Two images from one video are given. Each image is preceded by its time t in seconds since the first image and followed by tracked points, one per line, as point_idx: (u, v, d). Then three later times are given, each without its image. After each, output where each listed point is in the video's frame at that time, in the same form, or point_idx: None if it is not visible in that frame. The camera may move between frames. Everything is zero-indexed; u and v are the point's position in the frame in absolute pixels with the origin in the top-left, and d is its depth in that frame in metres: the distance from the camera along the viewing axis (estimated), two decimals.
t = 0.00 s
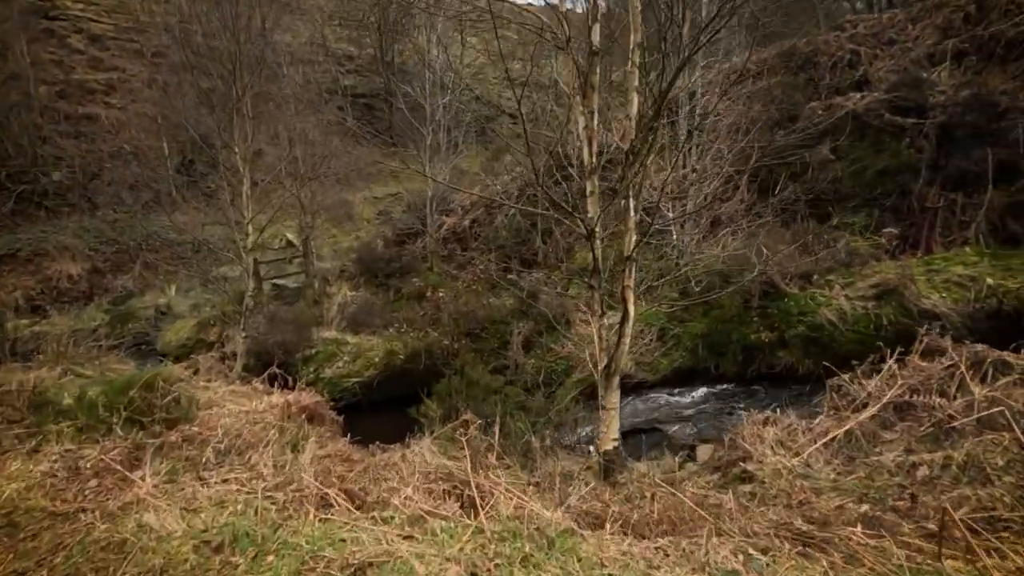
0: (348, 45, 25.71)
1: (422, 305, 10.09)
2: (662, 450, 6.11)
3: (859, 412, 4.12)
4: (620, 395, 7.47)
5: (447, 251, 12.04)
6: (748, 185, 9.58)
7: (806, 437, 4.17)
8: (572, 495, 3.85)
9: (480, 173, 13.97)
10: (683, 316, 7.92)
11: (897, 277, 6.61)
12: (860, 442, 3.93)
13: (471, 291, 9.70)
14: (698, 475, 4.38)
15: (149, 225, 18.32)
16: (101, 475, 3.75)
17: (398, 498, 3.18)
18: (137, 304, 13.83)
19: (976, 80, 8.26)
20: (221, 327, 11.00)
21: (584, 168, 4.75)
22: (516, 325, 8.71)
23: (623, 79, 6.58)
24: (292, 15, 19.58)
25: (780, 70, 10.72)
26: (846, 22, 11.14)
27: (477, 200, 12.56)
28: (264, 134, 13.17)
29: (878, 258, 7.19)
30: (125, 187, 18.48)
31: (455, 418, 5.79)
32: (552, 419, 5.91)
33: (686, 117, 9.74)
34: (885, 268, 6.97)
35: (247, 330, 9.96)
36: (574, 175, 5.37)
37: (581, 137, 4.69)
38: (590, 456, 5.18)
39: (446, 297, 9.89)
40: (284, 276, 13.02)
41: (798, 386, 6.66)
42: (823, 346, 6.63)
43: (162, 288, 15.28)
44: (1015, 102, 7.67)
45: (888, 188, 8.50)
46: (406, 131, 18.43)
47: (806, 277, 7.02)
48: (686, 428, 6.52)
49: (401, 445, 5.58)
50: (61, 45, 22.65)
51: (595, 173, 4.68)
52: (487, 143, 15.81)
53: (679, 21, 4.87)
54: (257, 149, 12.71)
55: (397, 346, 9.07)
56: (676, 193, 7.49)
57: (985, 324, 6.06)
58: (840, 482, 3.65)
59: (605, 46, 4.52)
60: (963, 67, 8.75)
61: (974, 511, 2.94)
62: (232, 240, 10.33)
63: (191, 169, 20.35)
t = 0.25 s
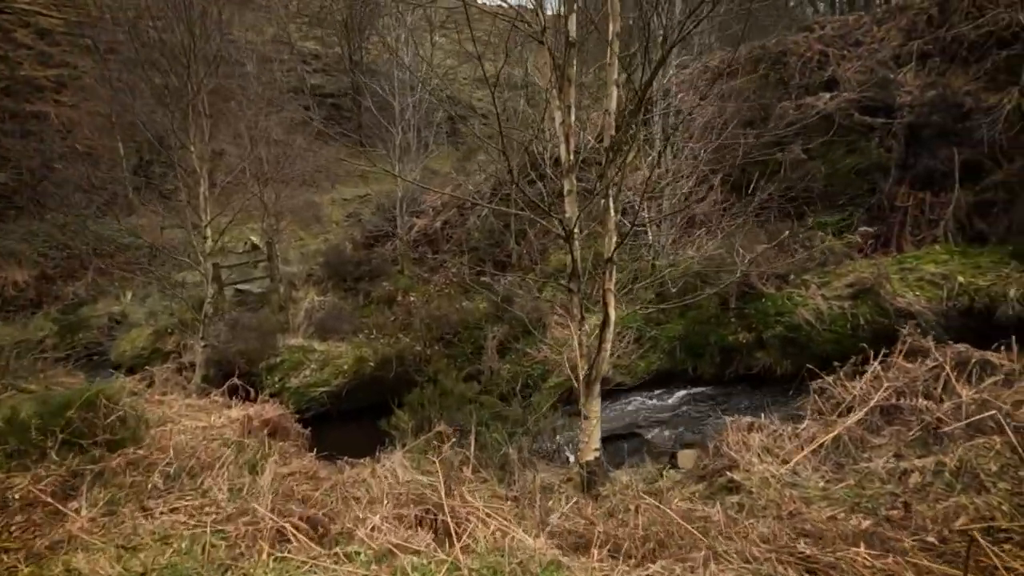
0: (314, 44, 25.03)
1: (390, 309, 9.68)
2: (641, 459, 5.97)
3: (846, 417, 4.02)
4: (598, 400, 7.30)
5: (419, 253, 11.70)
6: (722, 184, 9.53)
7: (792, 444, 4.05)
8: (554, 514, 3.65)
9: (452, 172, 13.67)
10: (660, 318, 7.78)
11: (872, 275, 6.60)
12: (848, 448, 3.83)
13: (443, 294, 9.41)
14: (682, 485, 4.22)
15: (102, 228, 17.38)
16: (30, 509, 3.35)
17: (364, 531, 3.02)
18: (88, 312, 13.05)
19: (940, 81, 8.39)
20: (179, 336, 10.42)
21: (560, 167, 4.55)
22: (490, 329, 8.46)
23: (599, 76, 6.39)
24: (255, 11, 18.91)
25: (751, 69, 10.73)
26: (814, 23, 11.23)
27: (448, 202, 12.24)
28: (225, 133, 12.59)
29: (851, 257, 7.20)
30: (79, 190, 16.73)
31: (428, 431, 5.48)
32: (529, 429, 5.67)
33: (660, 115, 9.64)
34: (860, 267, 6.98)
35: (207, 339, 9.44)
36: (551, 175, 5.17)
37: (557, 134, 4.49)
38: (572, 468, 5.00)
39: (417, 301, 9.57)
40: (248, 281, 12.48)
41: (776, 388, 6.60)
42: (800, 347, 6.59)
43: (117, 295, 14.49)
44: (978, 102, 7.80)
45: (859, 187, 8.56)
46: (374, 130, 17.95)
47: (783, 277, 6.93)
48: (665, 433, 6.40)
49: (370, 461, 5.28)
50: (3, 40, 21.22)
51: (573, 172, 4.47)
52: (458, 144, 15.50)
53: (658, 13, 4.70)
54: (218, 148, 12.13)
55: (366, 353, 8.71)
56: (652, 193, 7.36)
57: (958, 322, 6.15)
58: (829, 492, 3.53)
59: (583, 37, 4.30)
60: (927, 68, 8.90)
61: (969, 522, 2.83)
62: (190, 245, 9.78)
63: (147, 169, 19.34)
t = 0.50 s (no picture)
0: (277, 42, 24.21)
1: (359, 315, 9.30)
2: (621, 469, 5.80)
3: (833, 424, 3.89)
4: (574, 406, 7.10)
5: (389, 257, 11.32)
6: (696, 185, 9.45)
7: (779, 453, 3.89)
8: (532, 538, 3.42)
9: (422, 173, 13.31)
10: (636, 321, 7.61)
11: (848, 276, 6.57)
12: (836, 457, 3.70)
13: (414, 300, 9.08)
14: (666, 498, 4.03)
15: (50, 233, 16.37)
16: None
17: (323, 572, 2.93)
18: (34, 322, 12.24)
19: (908, 82, 8.48)
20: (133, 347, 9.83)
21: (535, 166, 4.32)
22: (463, 335, 8.17)
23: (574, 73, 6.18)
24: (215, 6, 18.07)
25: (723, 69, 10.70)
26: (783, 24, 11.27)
27: (419, 204, 11.90)
28: (181, 133, 11.98)
29: (826, 257, 7.17)
30: (26, 194, 15.59)
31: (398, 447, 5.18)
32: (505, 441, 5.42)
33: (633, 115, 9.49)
34: (835, 268, 6.95)
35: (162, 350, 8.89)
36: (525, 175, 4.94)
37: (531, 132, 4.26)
38: (551, 482, 4.78)
39: (387, 307, 9.21)
40: (209, 287, 11.89)
41: (754, 391, 6.53)
42: (778, 349, 6.52)
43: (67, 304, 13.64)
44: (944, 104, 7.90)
45: (831, 188, 8.59)
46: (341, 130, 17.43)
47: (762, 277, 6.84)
48: (643, 440, 6.27)
49: (336, 480, 4.94)
50: None
51: (548, 171, 4.24)
52: (429, 145, 15.15)
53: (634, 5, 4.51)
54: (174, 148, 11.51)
55: (334, 362, 8.33)
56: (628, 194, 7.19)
57: (931, 321, 6.18)
58: (819, 504, 3.39)
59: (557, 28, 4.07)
60: (894, 70, 8.99)
61: (966, 539, 2.70)
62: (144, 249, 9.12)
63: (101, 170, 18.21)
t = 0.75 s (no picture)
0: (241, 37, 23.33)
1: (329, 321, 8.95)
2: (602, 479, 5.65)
3: (820, 431, 3.77)
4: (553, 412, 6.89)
5: (360, 259, 10.94)
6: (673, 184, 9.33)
7: (766, 462, 3.76)
8: (515, 563, 3.21)
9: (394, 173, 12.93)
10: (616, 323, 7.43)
11: (827, 276, 6.52)
12: (825, 466, 3.57)
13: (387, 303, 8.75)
14: (652, 512, 3.86)
15: None
16: None
17: None
18: None
19: (879, 82, 8.54)
20: (87, 357, 9.25)
21: (510, 165, 4.10)
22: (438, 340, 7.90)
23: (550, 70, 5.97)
24: None
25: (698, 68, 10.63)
26: (756, 23, 11.28)
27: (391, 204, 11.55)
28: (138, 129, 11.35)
29: (804, 257, 7.13)
30: None
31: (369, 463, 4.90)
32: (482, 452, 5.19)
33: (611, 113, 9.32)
34: (812, 268, 6.91)
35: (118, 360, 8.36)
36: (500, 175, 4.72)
37: (506, 130, 4.05)
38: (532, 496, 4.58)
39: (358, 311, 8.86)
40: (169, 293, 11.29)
41: (735, 396, 6.44)
42: (758, 352, 6.45)
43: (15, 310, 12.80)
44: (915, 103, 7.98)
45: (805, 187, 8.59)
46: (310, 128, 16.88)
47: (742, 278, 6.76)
48: (625, 445, 6.13)
49: (304, 500, 4.64)
50: None
51: (525, 170, 4.03)
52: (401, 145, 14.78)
53: None
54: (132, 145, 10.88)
55: (303, 371, 7.97)
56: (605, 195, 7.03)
57: (908, 319, 6.17)
58: (811, 517, 3.25)
59: (534, 19, 3.85)
60: (865, 70, 9.05)
61: (965, 555, 2.58)
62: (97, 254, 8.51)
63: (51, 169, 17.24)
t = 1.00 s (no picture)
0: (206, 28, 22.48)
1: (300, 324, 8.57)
2: (587, 486, 5.47)
3: (813, 433, 3.63)
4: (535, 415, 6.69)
5: (333, 260, 10.56)
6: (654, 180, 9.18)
7: (759, 468, 3.61)
8: None
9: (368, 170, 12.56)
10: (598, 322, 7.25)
11: (810, 273, 6.44)
12: (821, 470, 3.43)
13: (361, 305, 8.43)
14: (641, 522, 3.68)
15: None
16: None
17: None
18: None
19: (857, 78, 8.53)
20: (38, 365, 8.68)
21: (489, 157, 3.86)
22: (415, 343, 7.62)
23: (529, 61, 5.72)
24: None
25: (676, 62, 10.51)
26: (732, 19, 11.23)
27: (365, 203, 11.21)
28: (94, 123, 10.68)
29: (786, 254, 7.04)
30: None
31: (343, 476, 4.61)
32: (462, 461, 4.95)
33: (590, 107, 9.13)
34: (795, 264, 6.83)
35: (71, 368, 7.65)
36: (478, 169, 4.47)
37: (485, 120, 3.80)
38: (515, 506, 4.37)
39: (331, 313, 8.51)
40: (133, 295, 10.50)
41: (719, 395, 6.34)
42: (743, 350, 6.35)
43: None
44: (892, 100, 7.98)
45: (785, 183, 8.53)
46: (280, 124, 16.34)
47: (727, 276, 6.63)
48: (609, 448, 5.96)
49: (271, 518, 4.33)
50: None
51: (504, 164, 3.79)
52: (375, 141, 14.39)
53: None
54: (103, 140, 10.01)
55: (273, 377, 7.61)
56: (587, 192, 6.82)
57: (891, 314, 6.13)
58: (808, 525, 3.10)
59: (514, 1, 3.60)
60: (842, 66, 9.04)
61: (976, 566, 2.46)
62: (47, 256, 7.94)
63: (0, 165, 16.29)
